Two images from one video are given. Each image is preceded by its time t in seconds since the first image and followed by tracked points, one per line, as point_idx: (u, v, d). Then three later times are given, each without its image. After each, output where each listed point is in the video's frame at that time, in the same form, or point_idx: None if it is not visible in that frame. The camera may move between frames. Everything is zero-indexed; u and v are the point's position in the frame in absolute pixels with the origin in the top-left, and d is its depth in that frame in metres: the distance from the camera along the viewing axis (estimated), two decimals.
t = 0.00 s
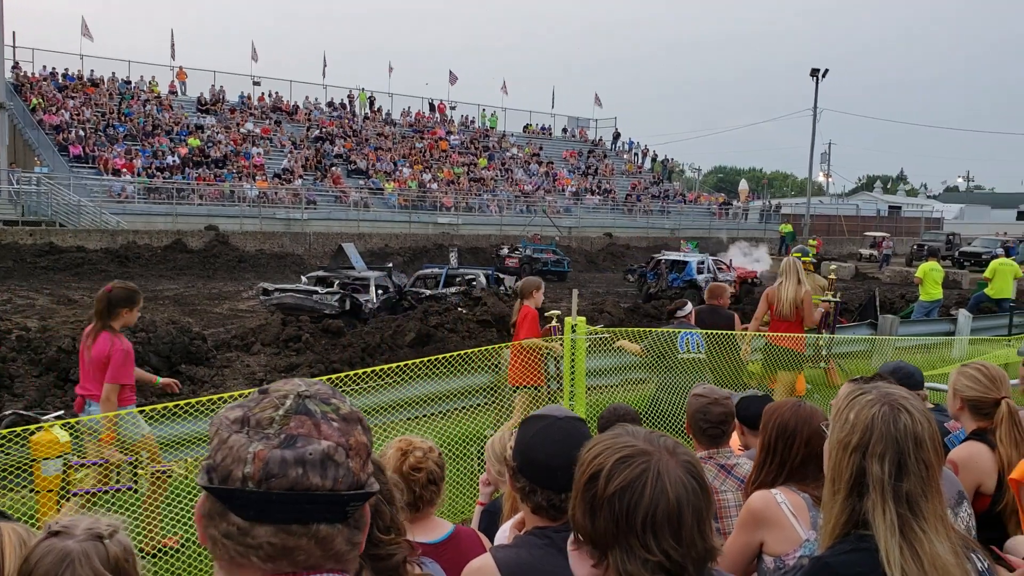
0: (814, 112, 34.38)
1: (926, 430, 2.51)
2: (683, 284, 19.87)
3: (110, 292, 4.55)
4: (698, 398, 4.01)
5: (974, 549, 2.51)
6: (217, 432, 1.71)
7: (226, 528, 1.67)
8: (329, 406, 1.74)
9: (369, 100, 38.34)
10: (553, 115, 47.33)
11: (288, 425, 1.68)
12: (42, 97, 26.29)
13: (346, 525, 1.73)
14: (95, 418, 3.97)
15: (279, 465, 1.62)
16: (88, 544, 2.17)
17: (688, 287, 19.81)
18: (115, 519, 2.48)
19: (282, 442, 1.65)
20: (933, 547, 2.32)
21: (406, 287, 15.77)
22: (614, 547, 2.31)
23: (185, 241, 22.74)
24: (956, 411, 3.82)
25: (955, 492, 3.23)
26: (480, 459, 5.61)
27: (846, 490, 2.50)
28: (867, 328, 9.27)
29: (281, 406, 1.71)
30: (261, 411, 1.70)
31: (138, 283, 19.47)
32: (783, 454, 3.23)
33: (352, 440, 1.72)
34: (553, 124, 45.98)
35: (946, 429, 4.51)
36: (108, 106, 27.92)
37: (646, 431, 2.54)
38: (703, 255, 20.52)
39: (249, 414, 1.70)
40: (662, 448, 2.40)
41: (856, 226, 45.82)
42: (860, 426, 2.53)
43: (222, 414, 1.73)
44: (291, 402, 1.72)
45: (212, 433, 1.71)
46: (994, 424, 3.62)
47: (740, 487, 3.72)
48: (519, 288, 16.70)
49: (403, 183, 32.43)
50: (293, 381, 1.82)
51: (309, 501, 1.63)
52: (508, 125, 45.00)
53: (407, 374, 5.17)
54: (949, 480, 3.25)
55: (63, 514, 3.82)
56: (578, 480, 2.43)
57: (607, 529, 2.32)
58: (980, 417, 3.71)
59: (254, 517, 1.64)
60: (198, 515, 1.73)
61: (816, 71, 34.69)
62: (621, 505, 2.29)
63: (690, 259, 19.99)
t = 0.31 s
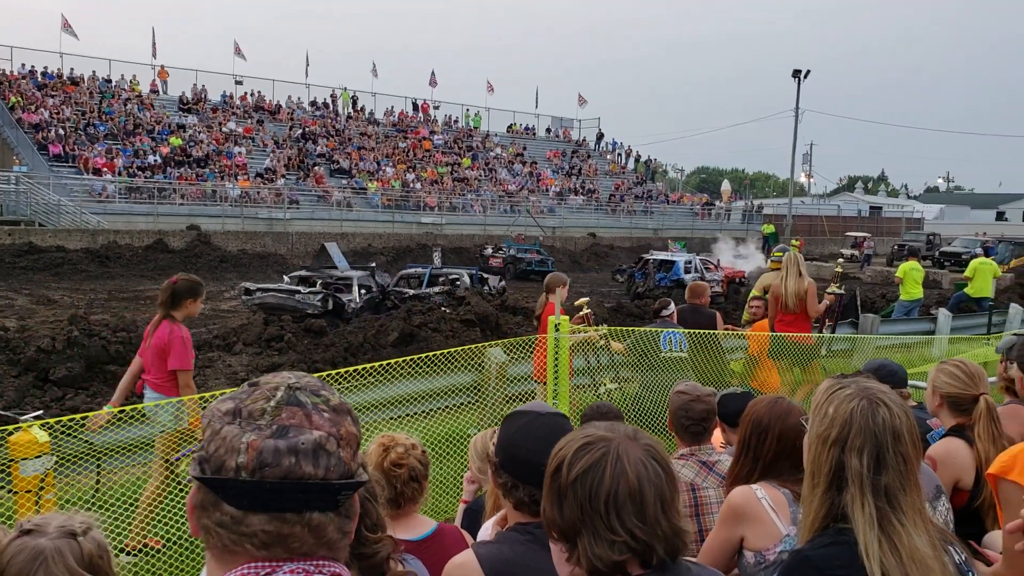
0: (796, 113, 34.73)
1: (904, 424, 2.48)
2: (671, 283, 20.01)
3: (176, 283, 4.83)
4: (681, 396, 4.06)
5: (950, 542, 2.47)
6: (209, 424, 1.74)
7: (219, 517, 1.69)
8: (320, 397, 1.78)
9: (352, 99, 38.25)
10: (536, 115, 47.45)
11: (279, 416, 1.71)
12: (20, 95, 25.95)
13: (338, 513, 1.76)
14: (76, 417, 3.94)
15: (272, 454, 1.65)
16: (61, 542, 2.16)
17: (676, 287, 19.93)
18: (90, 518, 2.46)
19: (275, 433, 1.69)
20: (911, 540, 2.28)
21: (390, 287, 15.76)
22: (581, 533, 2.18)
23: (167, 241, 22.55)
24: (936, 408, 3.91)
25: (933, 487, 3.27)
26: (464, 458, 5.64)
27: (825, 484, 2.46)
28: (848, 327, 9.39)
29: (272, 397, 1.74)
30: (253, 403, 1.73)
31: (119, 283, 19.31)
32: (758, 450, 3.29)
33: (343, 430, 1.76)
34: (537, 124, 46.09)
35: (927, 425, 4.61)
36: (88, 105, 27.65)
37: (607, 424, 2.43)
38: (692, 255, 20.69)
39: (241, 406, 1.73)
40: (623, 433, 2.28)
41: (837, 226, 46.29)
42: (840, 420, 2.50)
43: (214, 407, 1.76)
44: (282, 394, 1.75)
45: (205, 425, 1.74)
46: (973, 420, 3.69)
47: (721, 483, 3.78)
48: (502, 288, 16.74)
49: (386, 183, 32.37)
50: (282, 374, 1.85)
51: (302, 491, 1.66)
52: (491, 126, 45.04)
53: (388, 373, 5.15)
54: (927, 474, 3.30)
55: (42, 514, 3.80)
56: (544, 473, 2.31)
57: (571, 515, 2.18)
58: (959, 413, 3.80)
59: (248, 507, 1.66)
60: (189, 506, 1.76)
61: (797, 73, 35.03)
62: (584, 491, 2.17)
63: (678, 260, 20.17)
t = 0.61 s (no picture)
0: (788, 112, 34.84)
1: (896, 419, 2.51)
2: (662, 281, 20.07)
3: (241, 281, 5.02)
4: (675, 393, 4.09)
5: (943, 537, 2.50)
6: (191, 424, 1.76)
7: (205, 515, 1.72)
8: (299, 393, 1.77)
9: (345, 98, 38.22)
10: (530, 114, 47.50)
11: (259, 414, 1.73)
12: (11, 94, 25.79)
13: (324, 507, 1.76)
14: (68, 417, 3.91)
15: (248, 453, 1.67)
16: (50, 540, 2.10)
17: (666, 285, 19.90)
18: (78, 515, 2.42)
19: (253, 431, 1.70)
20: (901, 533, 2.31)
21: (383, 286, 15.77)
22: (554, 527, 2.18)
23: (159, 241, 22.46)
24: (927, 404, 3.94)
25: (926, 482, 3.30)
26: (458, 456, 5.65)
27: (816, 479, 2.49)
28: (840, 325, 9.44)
29: (251, 395, 1.76)
30: (233, 402, 1.75)
31: (111, 283, 19.25)
32: (749, 447, 3.33)
33: (323, 426, 1.75)
34: (531, 123, 46.16)
35: (918, 422, 4.66)
36: (80, 104, 27.54)
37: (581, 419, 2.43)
38: (682, 254, 20.78)
39: (221, 405, 1.75)
40: (593, 429, 2.28)
41: (830, 225, 46.50)
42: (830, 415, 2.54)
43: (195, 407, 1.78)
44: (261, 392, 1.76)
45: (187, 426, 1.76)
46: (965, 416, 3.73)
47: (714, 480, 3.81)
48: (496, 286, 16.76)
49: (379, 182, 32.33)
50: (265, 369, 1.87)
51: (282, 488, 1.67)
52: (484, 124, 45.07)
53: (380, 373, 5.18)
54: (920, 469, 3.32)
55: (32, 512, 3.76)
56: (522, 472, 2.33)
57: (544, 511, 2.19)
58: (951, 409, 3.83)
59: (230, 504, 1.69)
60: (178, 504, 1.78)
61: (790, 71, 35.15)
62: (554, 486, 2.18)
63: (669, 258, 20.21)
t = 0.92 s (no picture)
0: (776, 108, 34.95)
1: (884, 411, 2.54)
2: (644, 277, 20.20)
3: (303, 278, 5.42)
4: (665, 389, 4.12)
5: (931, 528, 2.52)
6: (170, 425, 1.77)
7: (189, 515, 1.73)
8: (274, 389, 1.78)
9: (333, 95, 38.12)
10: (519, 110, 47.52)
11: (235, 412, 1.73)
12: None
13: (308, 500, 1.76)
14: (56, 415, 3.89)
15: (225, 452, 1.67)
16: (41, 537, 2.10)
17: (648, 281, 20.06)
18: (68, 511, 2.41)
19: (230, 430, 1.70)
20: (890, 524, 2.33)
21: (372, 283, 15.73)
22: (543, 510, 2.16)
23: (147, 239, 22.30)
24: (917, 398, 3.98)
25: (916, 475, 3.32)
26: (449, 453, 5.68)
27: (807, 471, 2.52)
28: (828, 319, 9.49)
29: (227, 394, 1.76)
30: (209, 402, 1.76)
31: (99, 281, 19.13)
32: (740, 442, 3.35)
33: (301, 420, 1.75)
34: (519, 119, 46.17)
35: (907, 415, 4.72)
36: (66, 101, 27.32)
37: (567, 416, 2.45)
38: (664, 250, 20.92)
39: (198, 405, 1.76)
40: (579, 418, 2.31)
41: (818, 221, 46.74)
42: (819, 407, 2.57)
43: (174, 408, 1.79)
44: (235, 390, 1.77)
45: (165, 427, 1.76)
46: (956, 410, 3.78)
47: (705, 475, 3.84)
48: (486, 283, 16.77)
49: (368, 179, 32.23)
50: (242, 367, 1.87)
51: (263, 484, 1.67)
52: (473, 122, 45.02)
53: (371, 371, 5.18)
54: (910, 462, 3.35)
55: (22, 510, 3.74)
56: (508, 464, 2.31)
57: (532, 496, 2.17)
58: (941, 402, 3.87)
59: (211, 503, 1.69)
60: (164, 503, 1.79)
61: (778, 67, 35.29)
62: (543, 471, 2.17)
63: (652, 254, 20.30)
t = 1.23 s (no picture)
0: (765, 107, 35.05)
1: (874, 407, 2.57)
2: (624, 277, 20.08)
3: (353, 274, 5.70)
4: (655, 386, 4.13)
5: (921, 523, 2.55)
6: (147, 430, 1.76)
7: (170, 521, 1.72)
8: (251, 390, 1.77)
9: (322, 93, 38.03)
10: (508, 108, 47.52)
11: (212, 415, 1.72)
12: None
13: (290, 501, 1.76)
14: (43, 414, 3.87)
15: (203, 456, 1.66)
16: (28, 537, 2.09)
17: (629, 280, 20.08)
18: (54, 511, 2.39)
19: (208, 434, 1.69)
20: (881, 521, 2.36)
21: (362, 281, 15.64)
22: (582, 494, 2.11)
23: (135, 237, 22.13)
24: (906, 394, 4.01)
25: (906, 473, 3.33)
26: (439, 452, 5.68)
27: (797, 467, 2.54)
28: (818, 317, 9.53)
29: (203, 397, 1.75)
30: (185, 406, 1.74)
31: (87, 280, 18.99)
32: (730, 439, 3.38)
33: (279, 421, 1.75)
34: (509, 118, 46.18)
35: (893, 412, 4.77)
36: (52, 99, 27.10)
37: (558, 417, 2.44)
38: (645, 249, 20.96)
39: (173, 410, 1.74)
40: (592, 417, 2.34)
41: (806, 219, 46.95)
42: (810, 405, 2.58)
43: (150, 412, 1.78)
44: (212, 393, 1.75)
45: (143, 432, 1.75)
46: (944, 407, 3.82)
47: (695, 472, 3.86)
48: (476, 281, 16.75)
49: (357, 178, 32.10)
50: (219, 369, 1.86)
51: (243, 486, 1.67)
52: (463, 120, 44.97)
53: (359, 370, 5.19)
54: (899, 460, 3.37)
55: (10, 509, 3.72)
56: (522, 447, 2.23)
57: (569, 480, 2.12)
58: (930, 399, 3.90)
59: (193, 508, 1.69)
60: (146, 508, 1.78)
61: (767, 66, 35.42)
62: (587, 458, 2.15)
63: (633, 252, 20.31)
